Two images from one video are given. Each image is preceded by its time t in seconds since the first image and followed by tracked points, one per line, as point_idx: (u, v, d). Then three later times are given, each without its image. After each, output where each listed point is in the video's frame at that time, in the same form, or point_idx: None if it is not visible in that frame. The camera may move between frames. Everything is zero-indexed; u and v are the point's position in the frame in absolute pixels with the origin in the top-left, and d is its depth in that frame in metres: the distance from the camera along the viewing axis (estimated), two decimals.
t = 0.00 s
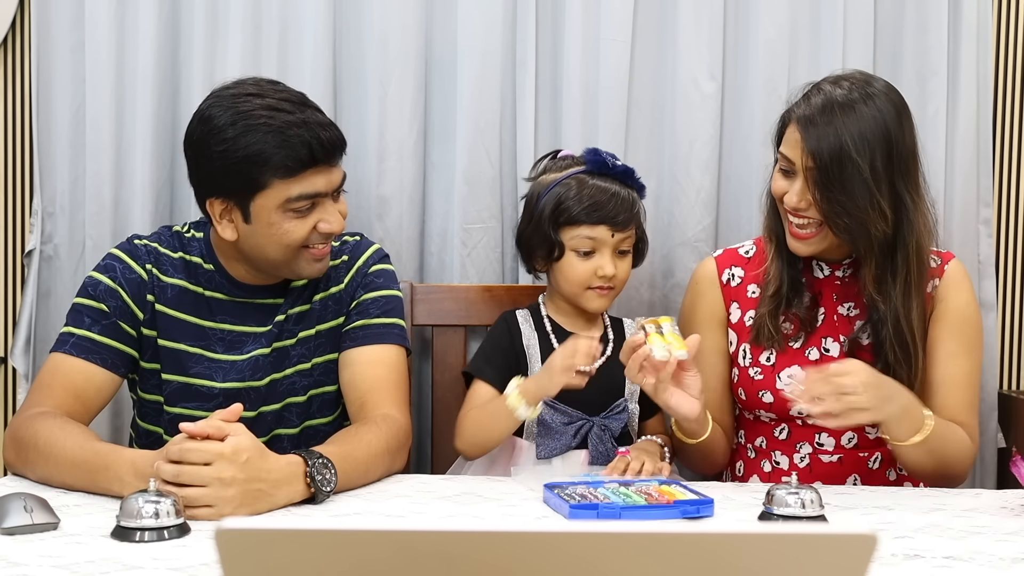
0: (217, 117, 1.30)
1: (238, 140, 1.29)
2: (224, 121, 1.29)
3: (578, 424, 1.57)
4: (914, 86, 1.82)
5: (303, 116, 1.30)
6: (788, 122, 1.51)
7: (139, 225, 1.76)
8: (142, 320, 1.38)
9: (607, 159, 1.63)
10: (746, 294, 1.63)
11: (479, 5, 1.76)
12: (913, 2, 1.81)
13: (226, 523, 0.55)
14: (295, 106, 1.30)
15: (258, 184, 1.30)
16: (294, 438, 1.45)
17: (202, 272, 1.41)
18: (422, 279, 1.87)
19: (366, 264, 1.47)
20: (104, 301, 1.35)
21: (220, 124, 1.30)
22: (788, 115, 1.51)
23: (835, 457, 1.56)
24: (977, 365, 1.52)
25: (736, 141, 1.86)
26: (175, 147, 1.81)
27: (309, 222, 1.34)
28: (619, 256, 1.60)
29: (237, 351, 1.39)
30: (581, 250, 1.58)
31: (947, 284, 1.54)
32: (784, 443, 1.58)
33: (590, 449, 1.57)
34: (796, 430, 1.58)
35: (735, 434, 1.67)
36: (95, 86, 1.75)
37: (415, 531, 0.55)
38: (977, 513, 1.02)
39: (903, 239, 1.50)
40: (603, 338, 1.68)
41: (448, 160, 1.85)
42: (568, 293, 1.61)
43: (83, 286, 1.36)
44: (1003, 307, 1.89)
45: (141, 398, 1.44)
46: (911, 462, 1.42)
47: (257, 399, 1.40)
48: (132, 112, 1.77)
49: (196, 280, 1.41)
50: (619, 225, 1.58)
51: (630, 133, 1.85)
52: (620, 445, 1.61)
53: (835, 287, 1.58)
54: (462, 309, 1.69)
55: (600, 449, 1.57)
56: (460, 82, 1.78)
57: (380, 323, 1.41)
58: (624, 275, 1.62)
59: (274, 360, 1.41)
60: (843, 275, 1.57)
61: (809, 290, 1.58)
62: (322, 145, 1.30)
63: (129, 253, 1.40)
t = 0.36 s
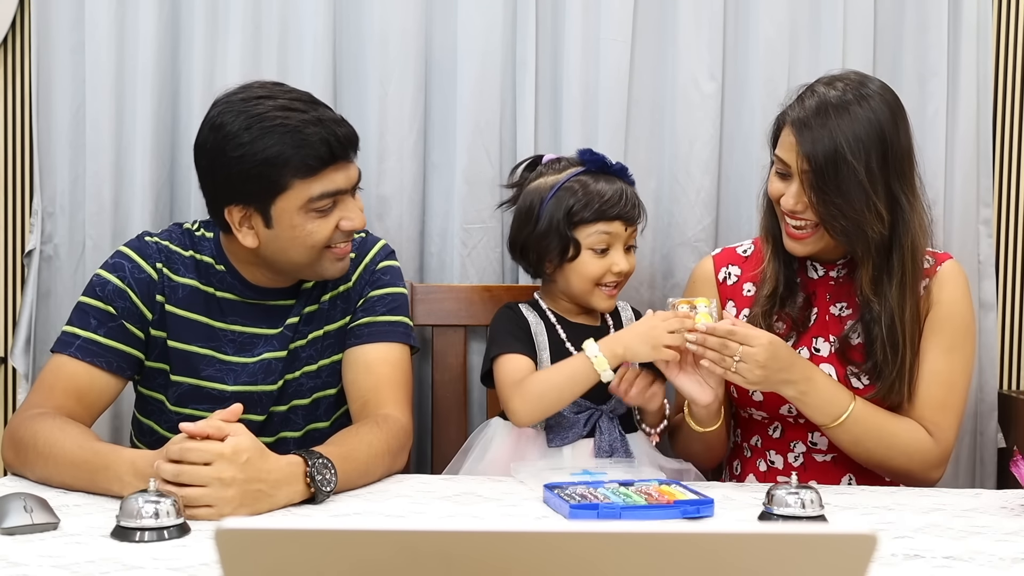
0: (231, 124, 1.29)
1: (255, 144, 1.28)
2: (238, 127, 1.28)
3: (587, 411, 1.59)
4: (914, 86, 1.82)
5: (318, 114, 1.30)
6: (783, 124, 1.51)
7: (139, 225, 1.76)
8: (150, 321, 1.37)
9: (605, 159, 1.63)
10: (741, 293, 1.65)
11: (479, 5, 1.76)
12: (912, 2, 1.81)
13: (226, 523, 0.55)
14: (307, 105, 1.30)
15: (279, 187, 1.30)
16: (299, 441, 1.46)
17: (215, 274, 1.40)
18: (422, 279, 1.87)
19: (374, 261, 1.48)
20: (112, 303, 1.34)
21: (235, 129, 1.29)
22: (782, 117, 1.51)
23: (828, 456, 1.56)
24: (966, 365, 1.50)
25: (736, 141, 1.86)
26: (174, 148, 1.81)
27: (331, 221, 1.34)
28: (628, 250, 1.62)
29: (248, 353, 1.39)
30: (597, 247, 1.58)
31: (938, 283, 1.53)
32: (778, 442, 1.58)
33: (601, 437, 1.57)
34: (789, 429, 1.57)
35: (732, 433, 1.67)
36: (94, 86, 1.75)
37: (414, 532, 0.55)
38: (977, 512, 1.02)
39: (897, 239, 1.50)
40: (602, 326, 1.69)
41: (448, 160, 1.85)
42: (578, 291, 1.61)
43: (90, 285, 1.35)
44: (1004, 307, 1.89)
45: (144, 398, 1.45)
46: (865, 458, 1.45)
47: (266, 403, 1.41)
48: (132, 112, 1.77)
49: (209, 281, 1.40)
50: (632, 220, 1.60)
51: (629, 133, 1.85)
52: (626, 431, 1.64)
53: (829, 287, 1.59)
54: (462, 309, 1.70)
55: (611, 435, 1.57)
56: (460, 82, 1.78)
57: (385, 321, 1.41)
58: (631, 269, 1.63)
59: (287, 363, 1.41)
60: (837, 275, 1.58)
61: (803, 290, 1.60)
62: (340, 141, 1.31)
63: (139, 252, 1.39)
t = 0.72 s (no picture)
0: (255, 133, 1.27)
1: (281, 154, 1.26)
2: (263, 136, 1.26)
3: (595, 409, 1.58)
4: (914, 85, 1.82)
5: (342, 121, 1.29)
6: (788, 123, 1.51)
7: (139, 225, 1.76)
8: (159, 325, 1.37)
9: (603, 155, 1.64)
10: (741, 293, 1.65)
11: (479, 5, 1.76)
12: (913, 2, 1.81)
13: (227, 523, 0.55)
14: (331, 112, 1.30)
15: (307, 196, 1.28)
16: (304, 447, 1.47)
17: (232, 277, 1.39)
18: (422, 279, 1.87)
19: (383, 257, 1.50)
20: (118, 309, 1.33)
21: (259, 138, 1.27)
22: (787, 116, 1.51)
23: (826, 456, 1.56)
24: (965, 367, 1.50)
25: (736, 141, 1.86)
26: (174, 148, 1.81)
27: (358, 230, 1.33)
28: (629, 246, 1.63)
29: (265, 360, 1.39)
30: (600, 243, 1.58)
31: (938, 282, 1.53)
32: (777, 441, 1.58)
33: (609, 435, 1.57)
34: (787, 428, 1.58)
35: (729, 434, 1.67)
36: (94, 86, 1.75)
37: (415, 532, 0.55)
38: (977, 512, 1.02)
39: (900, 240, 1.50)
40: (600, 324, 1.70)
41: (449, 160, 1.85)
42: (580, 287, 1.60)
43: (97, 287, 1.34)
44: (1003, 307, 1.89)
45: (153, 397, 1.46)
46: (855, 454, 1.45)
47: (280, 412, 1.42)
48: (132, 112, 1.77)
49: (224, 283, 1.40)
50: (633, 215, 1.61)
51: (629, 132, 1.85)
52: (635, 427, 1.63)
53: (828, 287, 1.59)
54: (462, 309, 1.70)
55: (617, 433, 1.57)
56: (460, 82, 1.78)
57: (393, 317, 1.43)
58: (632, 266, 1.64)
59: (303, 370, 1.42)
60: (835, 275, 1.58)
61: (802, 290, 1.60)
62: (366, 147, 1.30)
63: (149, 252, 1.38)
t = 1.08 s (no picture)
0: (247, 136, 1.27)
1: (274, 157, 1.26)
2: (255, 139, 1.26)
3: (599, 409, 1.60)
4: (914, 85, 1.82)
5: (336, 124, 1.29)
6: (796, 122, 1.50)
7: (139, 224, 1.76)
8: (154, 324, 1.37)
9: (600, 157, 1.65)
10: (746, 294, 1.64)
11: (479, 5, 1.76)
12: (913, 2, 1.81)
13: (226, 522, 0.55)
14: (324, 115, 1.29)
15: (301, 199, 1.28)
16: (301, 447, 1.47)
17: (225, 277, 1.40)
18: (422, 279, 1.87)
19: (377, 257, 1.51)
20: (112, 308, 1.33)
21: (252, 142, 1.27)
22: (798, 114, 1.50)
23: (830, 456, 1.56)
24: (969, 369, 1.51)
25: (736, 141, 1.86)
26: (174, 148, 1.81)
27: (352, 233, 1.33)
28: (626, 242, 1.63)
29: (259, 360, 1.39)
30: (600, 237, 1.59)
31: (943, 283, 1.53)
32: (780, 442, 1.58)
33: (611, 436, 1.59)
34: (791, 428, 1.58)
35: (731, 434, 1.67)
36: (94, 86, 1.75)
37: (414, 531, 0.55)
38: (977, 512, 1.02)
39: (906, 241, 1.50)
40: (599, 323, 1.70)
41: (449, 160, 1.85)
42: (579, 281, 1.60)
43: (91, 287, 1.35)
44: (1004, 307, 1.89)
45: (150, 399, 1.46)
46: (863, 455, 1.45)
47: (274, 412, 1.42)
48: (132, 112, 1.77)
49: (218, 283, 1.40)
50: (629, 210, 1.62)
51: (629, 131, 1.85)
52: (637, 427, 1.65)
53: (832, 287, 1.59)
54: (462, 309, 1.70)
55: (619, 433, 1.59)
56: (460, 82, 1.78)
57: (389, 317, 1.44)
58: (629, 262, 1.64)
59: (298, 370, 1.42)
60: (840, 276, 1.58)
61: (807, 291, 1.60)
62: (361, 151, 1.30)
63: (141, 251, 1.38)
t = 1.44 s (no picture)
0: (239, 132, 1.27)
1: (265, 151, 1.26)
2: (247, 135, 1.26)
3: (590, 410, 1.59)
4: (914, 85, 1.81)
5: (326, 117, 1.29)
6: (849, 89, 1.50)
7: (139, 224, 1.76)
8: (152, 323, 1.37)
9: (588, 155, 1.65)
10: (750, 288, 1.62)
11: (479, 5, 1.76)
12: (913, 2, 1.81)
13: (226, 522, 0.55)
14: (315, 108, 1.29)
15: (294, 194, 1.29)
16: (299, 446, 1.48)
17: (222, 276, 1.40)
18: (422, 279, 1.87)
19: (376, 258, 1.51)
20: (110, 307, 1.33)
21: (243, 137, 1.27)
22: (849, 81, 1.50)
23: (829, 457, 1.56)
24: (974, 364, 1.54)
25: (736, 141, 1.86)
26: (174, 148, 1.81)
27: (346, 226, 1.34)
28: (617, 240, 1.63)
29: (255, 358, 1.39)
30: (587, 236, 1.59)
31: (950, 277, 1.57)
32: (780, 442, 1.58)
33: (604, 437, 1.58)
34: (792, 428, 1.57)
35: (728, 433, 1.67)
36: (95, 86, 1.75)
37: (413, 531, 0.55)
38: (977, 512, 1.02)
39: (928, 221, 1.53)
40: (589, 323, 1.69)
41: (449, 160, 1.85)
42: (568, 281, 1.60)
43: (89, 286, 1.35)
44: (1003, 307, 1.89)
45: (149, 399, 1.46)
46: (875, 460, 1.44)
47: (270, 411, 1.41)
48: (133, 111, 1.77)
49: (215, 282, 1.41)
50: (618, 209, 1.62)
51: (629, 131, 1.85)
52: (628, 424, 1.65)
53: (834, 283, 1.60)
54: (462, 309, 1.70)
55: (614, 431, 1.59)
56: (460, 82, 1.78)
57: (388, 317, 1.44)
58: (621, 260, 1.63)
59: (294, 369, 1.42)
60: (842, 271, 1.60)
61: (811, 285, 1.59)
62: (353, 143, 1.31)
63: (138, 250, 1.39)
